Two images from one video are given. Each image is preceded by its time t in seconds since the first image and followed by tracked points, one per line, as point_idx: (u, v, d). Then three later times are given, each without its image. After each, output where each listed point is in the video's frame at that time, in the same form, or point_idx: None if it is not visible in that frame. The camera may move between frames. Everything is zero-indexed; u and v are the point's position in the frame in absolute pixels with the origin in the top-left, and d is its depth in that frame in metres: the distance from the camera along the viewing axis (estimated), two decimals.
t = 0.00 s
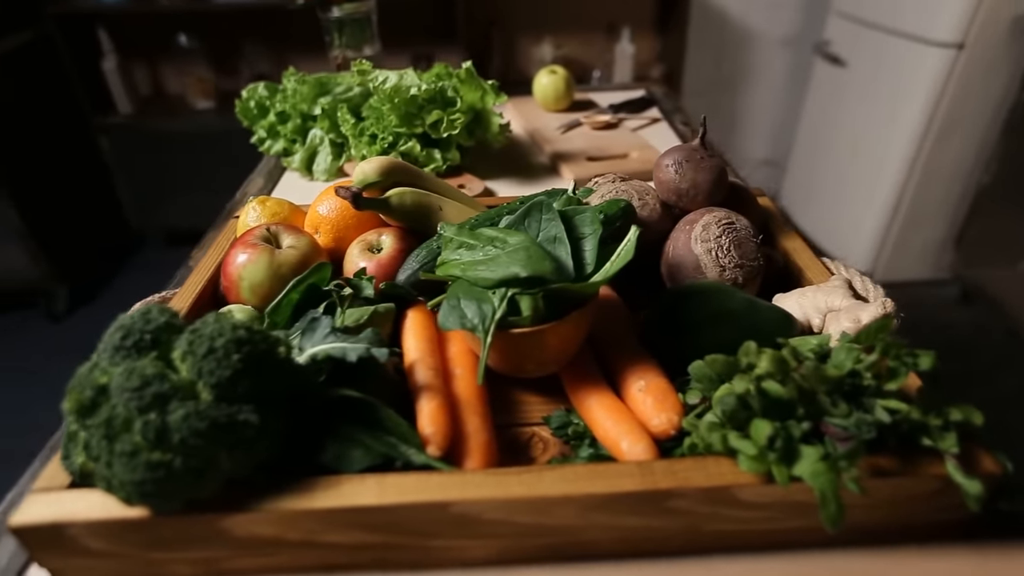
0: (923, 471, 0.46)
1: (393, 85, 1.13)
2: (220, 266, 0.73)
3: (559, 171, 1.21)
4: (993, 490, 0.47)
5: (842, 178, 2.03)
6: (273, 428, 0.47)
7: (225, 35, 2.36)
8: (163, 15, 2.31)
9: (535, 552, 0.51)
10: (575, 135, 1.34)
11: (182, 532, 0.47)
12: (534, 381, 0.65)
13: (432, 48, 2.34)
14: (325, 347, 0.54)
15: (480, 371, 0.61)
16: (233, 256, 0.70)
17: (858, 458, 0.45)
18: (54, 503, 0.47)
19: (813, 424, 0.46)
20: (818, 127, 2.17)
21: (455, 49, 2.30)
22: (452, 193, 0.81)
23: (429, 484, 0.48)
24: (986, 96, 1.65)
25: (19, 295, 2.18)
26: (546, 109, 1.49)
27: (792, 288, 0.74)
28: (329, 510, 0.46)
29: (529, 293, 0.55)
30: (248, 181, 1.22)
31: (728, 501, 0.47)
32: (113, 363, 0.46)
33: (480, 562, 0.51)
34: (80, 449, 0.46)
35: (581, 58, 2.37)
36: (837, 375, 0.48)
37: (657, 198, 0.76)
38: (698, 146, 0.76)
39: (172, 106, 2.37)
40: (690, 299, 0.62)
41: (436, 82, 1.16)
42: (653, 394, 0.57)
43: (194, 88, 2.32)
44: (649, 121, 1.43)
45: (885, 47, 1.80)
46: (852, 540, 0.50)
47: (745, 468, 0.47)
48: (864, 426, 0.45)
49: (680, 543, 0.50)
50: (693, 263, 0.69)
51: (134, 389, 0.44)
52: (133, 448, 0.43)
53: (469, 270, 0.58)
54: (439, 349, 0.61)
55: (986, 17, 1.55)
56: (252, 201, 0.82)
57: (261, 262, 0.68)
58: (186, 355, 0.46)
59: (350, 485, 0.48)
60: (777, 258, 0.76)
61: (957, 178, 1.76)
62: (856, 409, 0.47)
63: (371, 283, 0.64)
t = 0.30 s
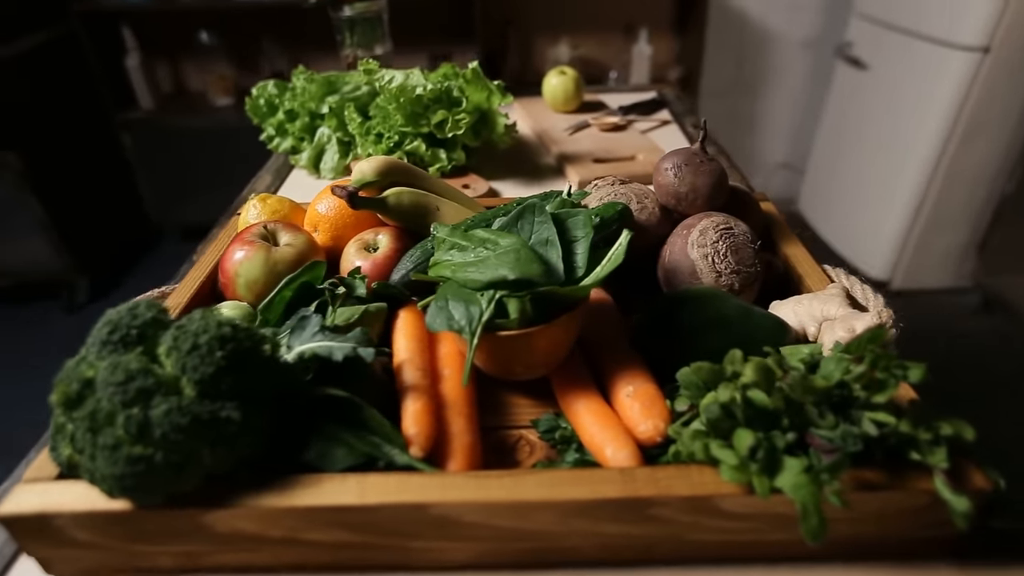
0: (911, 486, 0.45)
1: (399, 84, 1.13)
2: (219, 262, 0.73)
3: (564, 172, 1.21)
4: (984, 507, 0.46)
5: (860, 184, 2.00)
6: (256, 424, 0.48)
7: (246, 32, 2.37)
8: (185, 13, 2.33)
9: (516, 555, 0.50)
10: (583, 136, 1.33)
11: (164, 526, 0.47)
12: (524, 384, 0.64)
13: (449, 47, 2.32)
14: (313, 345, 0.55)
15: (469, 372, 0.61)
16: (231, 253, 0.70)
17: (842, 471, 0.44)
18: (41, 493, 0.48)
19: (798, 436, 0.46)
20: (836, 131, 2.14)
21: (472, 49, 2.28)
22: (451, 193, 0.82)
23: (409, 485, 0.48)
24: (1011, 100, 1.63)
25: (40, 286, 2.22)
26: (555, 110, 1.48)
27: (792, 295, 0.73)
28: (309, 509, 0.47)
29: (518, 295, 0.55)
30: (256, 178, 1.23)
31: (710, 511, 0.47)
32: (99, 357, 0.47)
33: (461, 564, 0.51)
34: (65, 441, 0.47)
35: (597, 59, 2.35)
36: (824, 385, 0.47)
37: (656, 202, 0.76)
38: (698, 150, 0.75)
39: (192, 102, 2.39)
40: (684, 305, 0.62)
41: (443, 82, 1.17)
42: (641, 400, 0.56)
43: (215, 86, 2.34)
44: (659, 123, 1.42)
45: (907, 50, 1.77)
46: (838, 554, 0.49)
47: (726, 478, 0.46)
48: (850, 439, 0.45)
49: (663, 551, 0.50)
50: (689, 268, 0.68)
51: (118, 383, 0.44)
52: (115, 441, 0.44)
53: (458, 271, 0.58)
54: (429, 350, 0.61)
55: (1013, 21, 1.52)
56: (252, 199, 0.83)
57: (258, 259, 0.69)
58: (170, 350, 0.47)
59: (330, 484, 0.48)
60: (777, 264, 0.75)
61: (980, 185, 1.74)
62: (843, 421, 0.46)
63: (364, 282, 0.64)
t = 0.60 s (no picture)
0: (897, 499, 0.44)
1: (405, 84, 1.13)
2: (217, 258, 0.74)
3: (570, 174, 1.20)
4: (975, 523, 0.45)
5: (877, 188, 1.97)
6: (241, 421, 0.48)
7: (262, 29, 2.31)
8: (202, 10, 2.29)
9: (498, 558, 0.50)
10: (590, 137, 1.32)
11: (148, 519, 0.48)
12: (515, 386, 0.64)
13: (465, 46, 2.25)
14: (301, 343, 0.55)
15: (459, 373, 0.61)
16: (229, 250, 0.71)
17: (826, 482, 0.43)
18: (31, 484, 0.49)
19: (784, 445, 0.45)
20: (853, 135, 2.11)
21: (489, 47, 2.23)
22: (449, 193, 0.82)
23: (391, 486, 0.48)
24: None
25: (59, 278, 2.23)
26: (564, 111, 1.47)
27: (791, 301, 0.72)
28: (291, 506, 0.47)
29: (506, 298, 0.55)
30: (264, 175, 1.24)
31: (692, 519, 0.46)
32: (88, 352, 0.47)
33: (442, 565, 0.51)
34: (53, 434, 0.47)
35: (613, 58, 2.28)
36: (812, 395, 0.46)
37: (654, 204, 0.75)
38: (698, 153, 0.75)
39: (210, 99, 2.36)
40: (676, 309, 0.61)
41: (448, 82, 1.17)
42: (629, 405, 0.56)
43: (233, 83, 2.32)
44: (668, 124, 1.41)
45: (928, 53, 1.74)
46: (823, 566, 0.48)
47: (709, 487, 0.45)
48: (836, 449, 0.44)
49: (646, 557, 0.49)
50: (685, 272, 0.67)
51: (104, 377, 0.45)
52: (99, 435, 0.44)
53: (448, 272, 0.57)
54: (420, 350, 0.61)
55: None
56: (253, 196, 0.83)
57: (254, 256, 0.70)
58: (156, 346, 0.47)
59: (313, 482, 0.48)
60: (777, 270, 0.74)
61: (1002, 191, 1.71)
62: (830, 431, 0.46)
63: (357, 281, 0.64)
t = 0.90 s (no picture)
0: (885, 510, 0.44)
1: (409, 83, 1.14)
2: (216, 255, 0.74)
3: (574, 174, 1.19)
4: (965, 536, 0.44)
5: (892, 191, 1.94)
6: (228, 418, 0.48)
7: (277, 27, 2.26)
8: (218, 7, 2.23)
9: (482, 560, 0.50)
10: (595, 138, 1.32)
11: (135, 513, 0.48)
12: (506, 387, 0.64)
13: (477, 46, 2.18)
14: (291, 342, 0.55)
15: (450, 373, 0.61)
16: (227, 247, 0.72)
17: (811, 492, 0.43)
18: (22, 475, 0.49)
19: (770, 453, 0.44)
20: (869, 137, 2.08)
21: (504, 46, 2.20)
22: (448, 193, 0.82)
23: (374, 485, 0.48)
24: None
25: (75, 271, 2.21)
26: (571, 111, 1.47)
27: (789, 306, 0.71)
28: (274, 504, 0.47)
29: (495, 299, 0.55)
30: (270, 173, 1.24)
31: (676, 526, 0.46)
32: (78, 346, 0.48)
33: (426, 565, 0.51)
34: (43, 427, 0.48)
35: (627, 59, 2.25)
36: (800, 403, 0.45)
37: (653, 207, 0.74)
38: (698, 155, 0.74)
39: (226, 97, 2.31)
40: (669, 313, 0.61)
41: (453, 81, 1.17)
42: (618, 408, 0.56)
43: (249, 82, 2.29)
44: (676, 126, 1.39)
45: (945, 56, 1.71)
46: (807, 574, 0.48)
47: (692, 493, 0.44)
48: (822, 459, 0.43)
49: (630, 562, 0.49)
50: (681, 275, 0.67)
51: (92, 372, 0.45)
52: (86, 430, 0.45)
53: (439, 272, 0.57)
54: (411, 350, 0.61)
55: None
56: (254, 194, 0.84)
57: (251, 254, 0.70)
58: (145, 342, 0.47)
59: (298, 480, 0.48)
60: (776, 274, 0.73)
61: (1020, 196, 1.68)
62: (818, 440, 0.45)
63: (351, 280, 0.65)
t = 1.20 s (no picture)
0: (871, 521, 0.43)
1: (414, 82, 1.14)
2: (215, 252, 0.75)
3: (578, 175, 1.19)
4: (954, 550, 0.44)
5: (909, 195, 1.91)
6: (215, 415, 0.49)
7: (294, 26, 2.27)
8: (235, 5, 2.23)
9: (465, 561, 0.50)
10: (601, 139, 1.31)
11: (122, 507, 0.49)
12: (498, 388, 0.64)
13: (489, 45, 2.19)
14: (281, 340, 0.55)
15: (440, 373, 0.60)
16: (225, 244, 0.72)
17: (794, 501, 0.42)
18: (14, 468, 0.50)
19: (755, 461, 0.44)
20: (886, 140, 2.05)
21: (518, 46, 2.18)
22: (446, 192, 0.82)
23: (358, 484, 0.48)
24: None
25: (90, 265, 2.17)
26: (578, 111, 1.46)
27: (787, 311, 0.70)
28: (258, 501, 0.47)
29: (484, 301, 0.54)
30: (277, 171, 1.25)
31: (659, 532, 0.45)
32: (68, 341, 0.49)
33: (410, 566, 0.51)
34: (34, 420, 0.48)
35: (642, 59, 2.24)
36: (786, 410, 0.45)
37: (652, 209, 0.74)
38: (697, 158, 0.73)
39: (243, 94, 2.32)
40: (663, 317, 0.60)
41: (457, 81, 1.17)
42: (607, 412, 0.55)
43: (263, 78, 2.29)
44: (683, 127, 1.38)
45: (966, 57, 1.68)
46: None
47: (674, 500, 0.44)
48: (808, 468, 0.43)
49: (613, 568, 0.49)
50: (677, 279, 0.66)
51: (81, 367, 0.46)
52: (73, 424, 0.45)
53: (431, 272, 0.57)
54: (403, 349, 0.61)
55: None
56: (255, 191, 0.84)
57: (249, 251, 0.70)
58: (134, 338, 0.48)
59: (283, 478, 0.48)
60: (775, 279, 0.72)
61: None
62: (805, 448, 0.44)
63: (344, 279, 0.65)
